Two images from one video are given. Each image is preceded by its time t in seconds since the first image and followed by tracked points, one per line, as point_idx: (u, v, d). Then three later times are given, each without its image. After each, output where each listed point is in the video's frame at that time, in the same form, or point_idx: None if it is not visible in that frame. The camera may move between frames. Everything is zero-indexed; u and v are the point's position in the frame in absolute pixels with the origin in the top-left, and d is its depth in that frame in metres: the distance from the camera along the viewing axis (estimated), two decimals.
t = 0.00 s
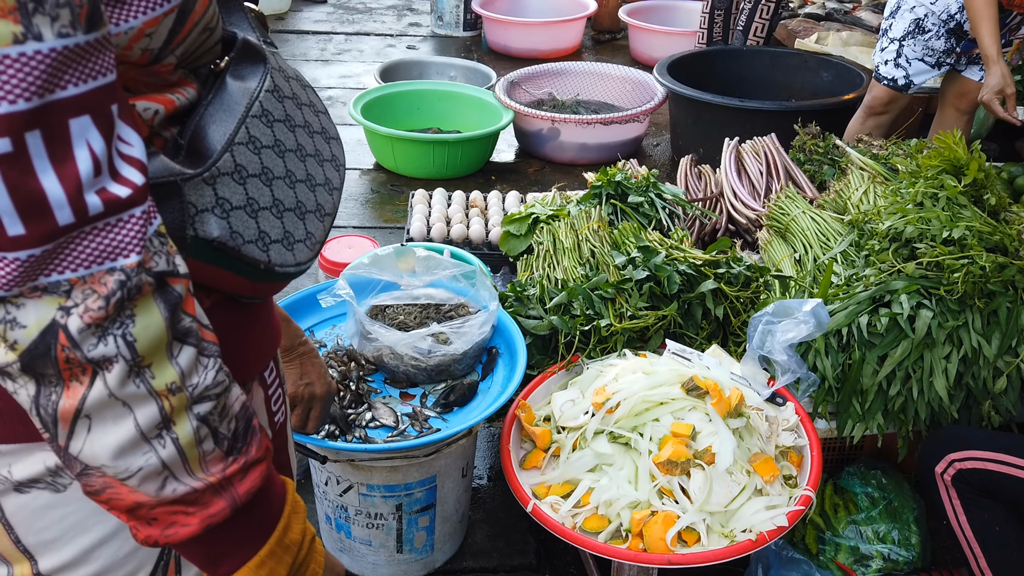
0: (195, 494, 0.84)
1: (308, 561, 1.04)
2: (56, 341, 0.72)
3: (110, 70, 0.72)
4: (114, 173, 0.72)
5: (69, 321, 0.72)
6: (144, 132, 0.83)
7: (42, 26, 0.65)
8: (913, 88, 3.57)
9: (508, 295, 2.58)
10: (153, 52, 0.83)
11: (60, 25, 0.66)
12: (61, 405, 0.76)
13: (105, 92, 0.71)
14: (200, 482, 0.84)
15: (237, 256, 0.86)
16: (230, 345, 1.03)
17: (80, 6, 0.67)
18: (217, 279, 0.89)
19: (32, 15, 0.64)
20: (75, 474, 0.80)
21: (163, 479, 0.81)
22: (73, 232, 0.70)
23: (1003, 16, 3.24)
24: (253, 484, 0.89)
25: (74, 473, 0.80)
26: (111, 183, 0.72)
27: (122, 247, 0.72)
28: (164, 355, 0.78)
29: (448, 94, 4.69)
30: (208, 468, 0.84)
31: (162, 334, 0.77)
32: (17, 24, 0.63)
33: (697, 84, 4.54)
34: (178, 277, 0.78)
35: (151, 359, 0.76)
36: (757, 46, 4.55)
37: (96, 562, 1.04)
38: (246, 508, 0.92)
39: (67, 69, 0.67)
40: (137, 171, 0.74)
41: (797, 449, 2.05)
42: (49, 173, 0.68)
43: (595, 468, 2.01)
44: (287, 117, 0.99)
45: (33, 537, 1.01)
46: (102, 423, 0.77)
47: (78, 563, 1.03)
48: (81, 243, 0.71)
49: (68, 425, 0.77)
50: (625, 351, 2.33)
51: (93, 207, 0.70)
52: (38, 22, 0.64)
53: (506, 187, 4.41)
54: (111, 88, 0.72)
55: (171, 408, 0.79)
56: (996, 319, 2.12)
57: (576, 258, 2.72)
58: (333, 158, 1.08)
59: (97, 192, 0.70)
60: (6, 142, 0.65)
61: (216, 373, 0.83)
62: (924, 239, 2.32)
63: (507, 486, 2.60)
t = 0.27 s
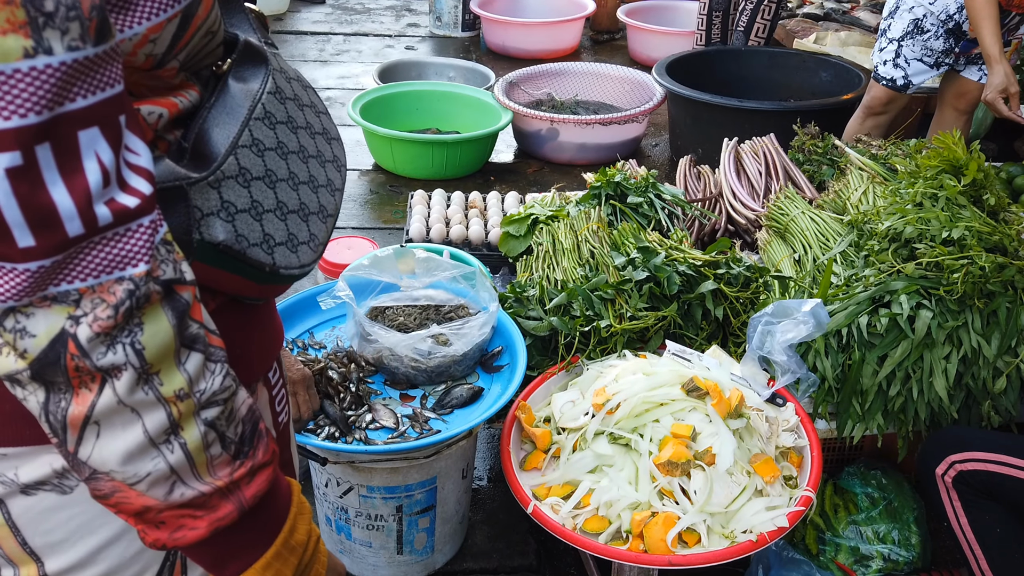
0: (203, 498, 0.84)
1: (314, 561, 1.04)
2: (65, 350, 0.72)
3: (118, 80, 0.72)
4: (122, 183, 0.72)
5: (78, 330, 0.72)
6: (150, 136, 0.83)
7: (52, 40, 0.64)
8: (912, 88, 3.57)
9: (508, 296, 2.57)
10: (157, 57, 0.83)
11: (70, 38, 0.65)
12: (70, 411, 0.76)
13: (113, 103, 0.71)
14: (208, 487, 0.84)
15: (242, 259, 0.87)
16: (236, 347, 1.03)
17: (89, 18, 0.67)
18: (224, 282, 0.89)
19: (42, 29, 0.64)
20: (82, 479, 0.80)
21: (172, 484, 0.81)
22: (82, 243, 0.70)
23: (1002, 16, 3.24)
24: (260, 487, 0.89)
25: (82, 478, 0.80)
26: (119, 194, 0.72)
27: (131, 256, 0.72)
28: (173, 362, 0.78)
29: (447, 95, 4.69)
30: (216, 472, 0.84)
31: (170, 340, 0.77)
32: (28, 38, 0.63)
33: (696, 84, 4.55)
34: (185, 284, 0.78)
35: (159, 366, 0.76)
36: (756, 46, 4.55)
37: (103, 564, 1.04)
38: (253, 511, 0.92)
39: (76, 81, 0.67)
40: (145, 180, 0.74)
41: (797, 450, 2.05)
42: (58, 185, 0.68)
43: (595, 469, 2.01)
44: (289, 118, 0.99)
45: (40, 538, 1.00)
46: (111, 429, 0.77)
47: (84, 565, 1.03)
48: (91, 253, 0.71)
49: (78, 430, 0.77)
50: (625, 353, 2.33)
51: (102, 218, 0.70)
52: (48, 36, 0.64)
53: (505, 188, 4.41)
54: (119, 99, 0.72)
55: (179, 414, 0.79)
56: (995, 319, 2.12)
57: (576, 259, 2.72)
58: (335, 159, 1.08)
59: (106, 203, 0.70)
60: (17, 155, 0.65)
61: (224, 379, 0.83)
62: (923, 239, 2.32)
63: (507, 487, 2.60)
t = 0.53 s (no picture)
0: (203, 501, 0.84)
1: (314, 563, 1.05)
2: (63, 355, 0.72)
3: (116, 85, 0.71)
4: (121, 187, 0.72)
5: (77, 334, 0.72)
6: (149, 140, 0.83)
7: (51, 45, 0.64)
8: (910, 88, 3.57)
9: (507, 296, 2.57)
10: (155, 61, 0.83)
11: (69, 43, 0.65)
12: (69, 416, 0.76)
13: (111, 107, 0.71)
14: (208, 490, 0.84)
15: (240, 262, 0.87)
16: (236, 350, 1.03)
17: (88, 23, 0.67)
18: (223, 285, 0.89)
19: (41, 34, 0.64)
20: (83, 482, 0.80)
21: (171, 487, 0.81)
22: (81, 248, 0.70)
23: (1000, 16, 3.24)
24: (260, 490, 0.89)
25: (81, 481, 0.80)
26: (118, 198, 0.72)
27: (130, 260, 0.73)
28: (172, 366, 0.78)
29: (445, 95, 4.69)
30: (215, 476, 0.84)
31: (169, 344, 0.77)
32: (26, 42, 0.63)
33: (694, 84, 4.55)
34: (184, 288, 0.78)
35: (159, 370, 0.77)
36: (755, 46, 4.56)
37: (103, 566, 1.04)
38: (253, 515, 0.92)
39: (75, 86, 0.67)
40: (144, 184, 0.74)
41: (797, 449, 2.06)
42: (57, 190, 0.68)
43: (595, 469, 2.01)
44: (288, 121, 0.99)
45: (40, 542, 1.00)
46: (110, 433, 0.77)
47: (83, 568, 1.03)
48: (90, 257, 0.71)
49: (77, 435, 0.77)
50: (624, 353, 2.33)
51: (101, 223, 0.70)
52: (47, 40, 0.64)
53: (504, 188, 4.41)
54: (117, 103, 0.72)
55: (178, 418, 0.79)
56: (995, 319, 2.13)
57: (575, 259, 2.72)
58: (333, 160, 1.08)
59: (104, 207, 0.70)
60: (15, 160, 0.65)
61: (223, 382, 0.83)
62: (922, 239, 2.32)
63: (507, 487, 2.60)
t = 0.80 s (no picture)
0: (197, 498, 0.84)
1: (309, 562, 1.04)
2: (56, 349, 0.72)
3: (107, 78, 0.71)
4: (113, 180, 0.72)
5: (69, 329, 0.72)
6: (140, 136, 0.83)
7: (41, 37, 0.65)
8: (908, 87, 3.58)
9: (505, 295, 2.58)
10: (148, 58, 0.83)
11: (60, 35, 0.66)
12: (62, 412, 0.76)
13: (103, 100, 0.71)
14: (202, 487, 0.84)
15: (233, 258, 0.87)
16: (231, 348, 1.03)
17: (79, 16, 0.67)
18: (216, 282, 0.89)
19: (31, 25, 0.64)
20: (78, 479, 0.80)
21: (165, 484, 0.81)
22: (73, 241, 0.70)
23: (997, 15, 3.25)
24: (255, 487, 0.89)
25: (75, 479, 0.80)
26: (110, 191, 0.72)
27: (122, 254, 0.72)
28: (165, 361, 0.78)
29: (444, 95, 4.69)
30: (210, 472, 0.84)
31: (162, 339, 0.77)
32: (16, 34, 0.64)
33: (693, 84, 4.55)
34: (176, 283, 0.78)
35: (152, 365, 0.77)
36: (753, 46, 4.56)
37: (98, 566, 1.04)
38: (247, 512, 0.92)
39: (66, 77, 0.67)
40: (136, 178, 0.74)
41: (795, 448, 2.05)
42: (48, 182, 0.68)
43: (594, 467, 2.01)
44: (281, 118, 0.99)
45: (34, 542, 1.00)
46: (103, 429, 0.77)
47: (78, 568, 1.03)
48: (82, 251, 0.71)
49: (70, 431, 0.77)
50: (622, 352, 2.33)
51: (93, 215, 0.70)
52: (37, 32, 0.65)
53: (502, 188, 4.42)
54: (108, 96, 0.72)
55: (172, 414, 0.79)
56: (992, 317, 2.13)
57: (573, 258, 2.72)
58: (327, 158, 1.08)
59: (96, 200, 0.70)
60: (6, 152, 0.65)
61: (217, 378, 0.83)
62: (920, 237, 2.33)
63: (505, 487, 2.60)
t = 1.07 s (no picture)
0: (275, 451, 0.90)
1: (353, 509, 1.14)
2: (152, 322, 0.76)
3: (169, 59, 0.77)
4: (181, 154, 0.78)
5: (163, 301, 0.76)
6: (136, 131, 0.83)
7: (110, 21, 0.69)
8: (906, 86, 3.58)
9: (504, 294, 2.58)
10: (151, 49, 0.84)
11: (127, 19, 0.70)
12: (155, 380, 0.79)
13: (167, 79, 0.77)
14: (279, 440, 0.90)
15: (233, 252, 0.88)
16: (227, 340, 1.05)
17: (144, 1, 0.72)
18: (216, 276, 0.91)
19: (101, 11, 0.69)
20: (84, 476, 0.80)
21: (250, 440, 0.87)
22: (160, 212, 0.75)
23: (994, 14, 3.26)
24: (319, 436, 0.97)
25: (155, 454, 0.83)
26: (183, 164, 0.77)
27: (202, 224, 0.78)
28: (244, 324, 0.84)
29: (442, 95, 4.69)
30: (283, 427, 0.91)
31: (240, 304, 0.83)
32: (90, 20, 0.68)
33: (691, 83, 4.56)
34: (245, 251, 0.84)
35: (236, 328, 0.83)
36: (750, 45, 4.56)
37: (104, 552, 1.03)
38: (313, 466, 0.99)
39: (142, 57, 0.72)
40: (200, 153, 0.80)
41: (793, 446, 2.06)
42: (133, 157, 0.72)
43: (593, 466, 2.01)
44: (272, 114, 1.01)
45: (41, 529, 1.00)
46: (195, 394, 0.81)
47: (85, 554, 1.02)
48: (167, 224, 0.76)
49: (162, 399, 0.80)
50: (621, 351, 2.33)
51: (175, 187, 0.75)
52: (106, 18, 0.69)
53: (501, 187, 4.42)
54: (170, 76, 0.77)
55: (254, 373, 0.86)
56: (990, 315, 2.13)
57: (572, 257, 2.73)
58: (314, 153, 1.09)
59: (175, 173, 0.76)
60: (92, 130, 0.69)
61: (281, 338, 0.90)
62: (918, 236, 2.33)
63: (504, 486, 2.60)
